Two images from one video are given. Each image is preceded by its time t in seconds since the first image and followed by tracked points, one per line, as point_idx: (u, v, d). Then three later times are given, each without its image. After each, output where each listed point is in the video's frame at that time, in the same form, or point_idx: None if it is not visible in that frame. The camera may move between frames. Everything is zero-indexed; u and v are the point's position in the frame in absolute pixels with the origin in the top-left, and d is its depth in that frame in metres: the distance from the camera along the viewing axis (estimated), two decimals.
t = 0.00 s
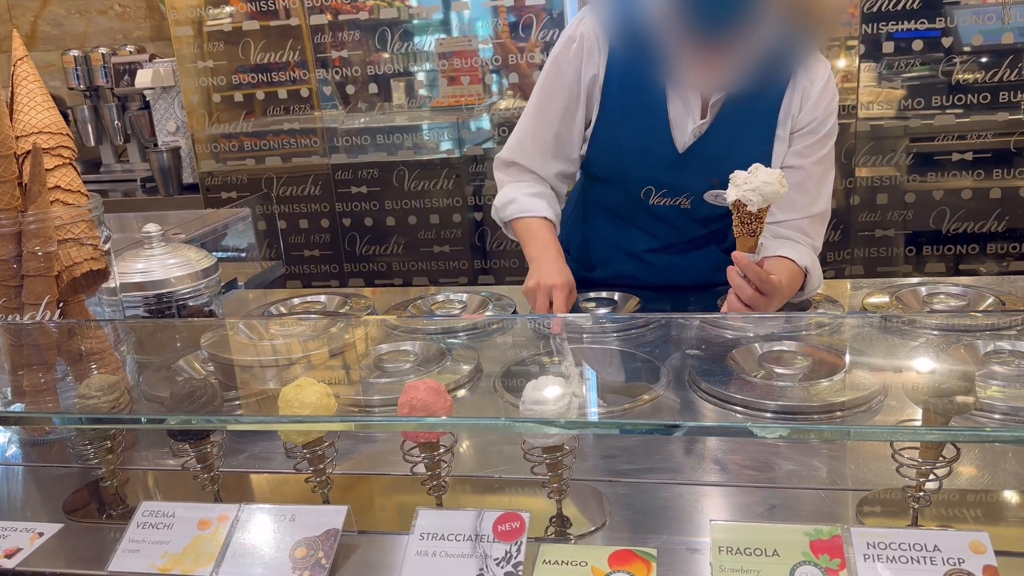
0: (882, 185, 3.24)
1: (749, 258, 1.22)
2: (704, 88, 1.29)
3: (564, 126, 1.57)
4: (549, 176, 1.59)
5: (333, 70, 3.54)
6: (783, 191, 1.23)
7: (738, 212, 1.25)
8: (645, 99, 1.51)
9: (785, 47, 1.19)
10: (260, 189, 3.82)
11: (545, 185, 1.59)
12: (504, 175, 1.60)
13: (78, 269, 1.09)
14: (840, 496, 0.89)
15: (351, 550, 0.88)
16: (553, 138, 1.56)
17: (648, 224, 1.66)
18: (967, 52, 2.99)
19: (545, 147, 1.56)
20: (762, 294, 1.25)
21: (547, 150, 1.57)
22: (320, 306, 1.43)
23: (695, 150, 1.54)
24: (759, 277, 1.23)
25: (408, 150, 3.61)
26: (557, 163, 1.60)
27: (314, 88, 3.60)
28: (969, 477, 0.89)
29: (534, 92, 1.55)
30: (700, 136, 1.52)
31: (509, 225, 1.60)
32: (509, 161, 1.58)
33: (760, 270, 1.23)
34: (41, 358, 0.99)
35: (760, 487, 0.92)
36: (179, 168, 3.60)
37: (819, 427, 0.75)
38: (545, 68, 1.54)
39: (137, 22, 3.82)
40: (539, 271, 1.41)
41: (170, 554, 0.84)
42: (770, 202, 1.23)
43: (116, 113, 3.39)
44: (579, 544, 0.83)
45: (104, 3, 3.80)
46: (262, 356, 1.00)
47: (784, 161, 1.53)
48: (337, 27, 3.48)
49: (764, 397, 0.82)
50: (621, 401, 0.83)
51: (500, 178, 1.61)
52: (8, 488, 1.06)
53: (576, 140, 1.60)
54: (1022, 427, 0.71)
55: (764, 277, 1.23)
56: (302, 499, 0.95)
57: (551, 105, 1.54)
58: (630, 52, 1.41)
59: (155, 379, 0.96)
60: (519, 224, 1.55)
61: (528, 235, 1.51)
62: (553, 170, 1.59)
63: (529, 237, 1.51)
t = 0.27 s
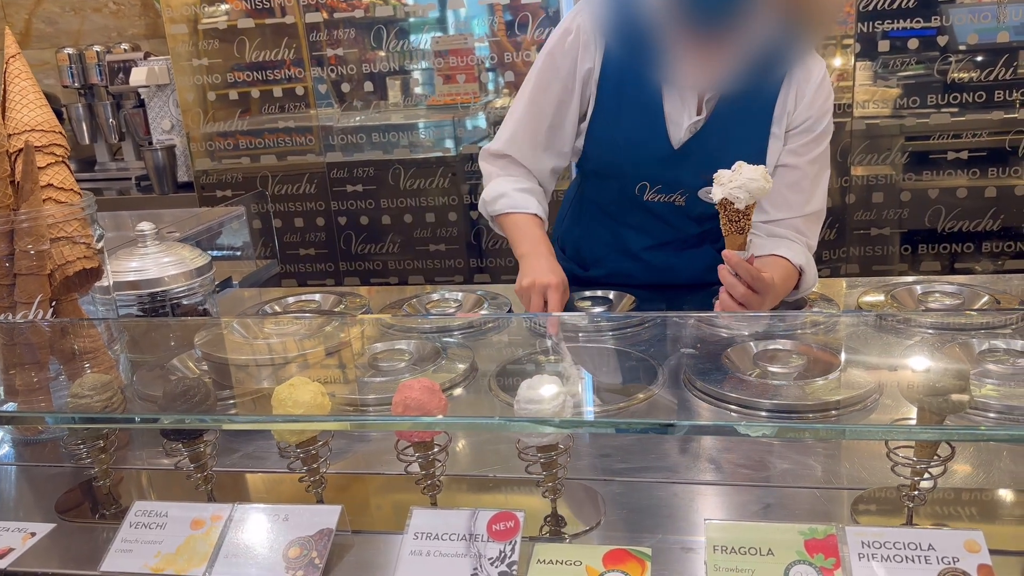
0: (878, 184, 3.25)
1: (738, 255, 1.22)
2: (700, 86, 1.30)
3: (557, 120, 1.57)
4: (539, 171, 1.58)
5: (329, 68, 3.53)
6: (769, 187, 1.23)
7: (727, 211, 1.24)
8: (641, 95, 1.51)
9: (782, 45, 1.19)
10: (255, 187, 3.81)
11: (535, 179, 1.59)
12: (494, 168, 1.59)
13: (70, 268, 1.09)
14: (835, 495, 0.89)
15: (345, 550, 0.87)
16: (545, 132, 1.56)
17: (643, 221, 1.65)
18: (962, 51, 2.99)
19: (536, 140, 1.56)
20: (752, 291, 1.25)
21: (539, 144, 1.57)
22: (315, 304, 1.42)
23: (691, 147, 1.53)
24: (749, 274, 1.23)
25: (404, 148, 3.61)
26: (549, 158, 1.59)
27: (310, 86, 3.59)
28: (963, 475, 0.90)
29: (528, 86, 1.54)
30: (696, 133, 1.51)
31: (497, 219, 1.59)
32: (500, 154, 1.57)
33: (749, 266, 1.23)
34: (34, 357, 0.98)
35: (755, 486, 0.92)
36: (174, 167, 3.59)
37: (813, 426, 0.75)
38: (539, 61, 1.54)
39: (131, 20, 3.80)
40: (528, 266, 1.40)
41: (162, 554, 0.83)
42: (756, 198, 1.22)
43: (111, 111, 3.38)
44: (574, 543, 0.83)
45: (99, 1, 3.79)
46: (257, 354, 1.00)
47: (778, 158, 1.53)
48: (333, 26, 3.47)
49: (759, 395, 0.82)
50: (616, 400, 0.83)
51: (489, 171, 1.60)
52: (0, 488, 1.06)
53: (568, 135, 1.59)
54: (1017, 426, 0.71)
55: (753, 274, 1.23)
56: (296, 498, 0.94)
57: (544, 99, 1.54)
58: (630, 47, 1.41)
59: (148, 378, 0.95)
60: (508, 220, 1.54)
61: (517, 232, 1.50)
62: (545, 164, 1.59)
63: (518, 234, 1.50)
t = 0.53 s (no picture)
0: (873, 183, 3.25)
1: (734, 262, 1.22)
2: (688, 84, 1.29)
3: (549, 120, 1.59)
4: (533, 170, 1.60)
5: (324, 67, 3.53)
6: (765, 194, 1.24)
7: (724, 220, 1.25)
8: (631, 92, 1.52)
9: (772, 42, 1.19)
10: (250, 186, 3.80)
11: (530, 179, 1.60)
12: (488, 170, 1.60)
13: (64, 267, 1.08)
14: (831, 494, 0.89)
15: (341, 550, 0.87)
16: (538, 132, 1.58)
17: (636, 219, 1.65)
18: (957, 50, 3.00)
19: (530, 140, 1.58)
20: (749, 297, 1.24)
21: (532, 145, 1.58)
22: (310, 304, 1.42)
23: (683, 143, 1.53)
24: (745, 280, 1.23)
25: (400, 147, 3.60)
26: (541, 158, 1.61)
27: (305, 85, 3.58)
28: (959, 474, 0.90)
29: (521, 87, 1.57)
30: (686, 128, 1.52)
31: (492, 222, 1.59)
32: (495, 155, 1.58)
33: (746, 273, 1.23)
34: (28, 357, 0.98)
35: (751, 485, 0.92)
36: (168, 166, 3.58)
37: (809, 425, 0.75)
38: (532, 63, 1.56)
39: (126, 19, 3.79)
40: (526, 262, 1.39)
41: (157, 554, 0.83)
42: (754, 204, 1.23)
43: (105, 110, 3.38)
44: (570, 543, 0.83)
45: None
46: (252, 354, 0.99)
47: (769, 153, 1.54)
48: (328, 24, 3.46)
49: (754, 395, 0.82)
50: (612, 399, 0.83)
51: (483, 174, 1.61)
52: None
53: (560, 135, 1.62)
54: (1013, 425, 0.71)
55: (749, 280, 1.23)
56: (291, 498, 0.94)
57: (538, 100, 1.56)
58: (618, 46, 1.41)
59: (143, 378, 0.95)
60: (505, 220, 1.53)
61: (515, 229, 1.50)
62: (538, 165, 1.61)
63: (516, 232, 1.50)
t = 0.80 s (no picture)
0: (868, 183, 3.26)
1: (725, 264, 1.24)
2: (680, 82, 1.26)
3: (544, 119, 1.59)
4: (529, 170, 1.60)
5: (320, 66, 3.52)
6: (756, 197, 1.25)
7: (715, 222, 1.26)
8: (621, 89, 1.51)
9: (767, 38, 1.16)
10: (245, 185, 3.80)
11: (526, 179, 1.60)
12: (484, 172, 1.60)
13: (59, 267, 1.08)
14: (827, 492, 0.89)
15: (337, 550, 0.87)
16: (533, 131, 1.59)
17: (631, 216, 1.65)
18: (952, 50, 3.00)
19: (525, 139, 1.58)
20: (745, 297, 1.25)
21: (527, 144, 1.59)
22: (306, 303, 1.42)
23: (674, 137, 1.52)
24: (739, 280, 1.25)
25: (396, 147, 3.59)
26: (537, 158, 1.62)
27: (301, 85, 3.58)
28: (954, 473, 0.90)
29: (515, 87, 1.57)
30: (677, 122, 1.50)
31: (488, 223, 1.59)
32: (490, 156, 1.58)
33: (739, 273, 1.25)
34: (23, 357, 0.98)
35: (748, 484, 0.93)
36: (163, 165, 3.57)
37: (806, 424, 0.75)
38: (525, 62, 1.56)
39: (121, 18, 3.78)
40: (520, 263, 1.40)
41: (153, 554, 0.83)
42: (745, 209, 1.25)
43: (100, 109, 3.38)
44: (567, 542, 0.83)
45: None
46: (248, 354, 0.99)
47: (760, 146, 1.53)
48: (324, 24, 3.46)
49: (751, 394, 0.82)
50: (609, 398, 0.83)
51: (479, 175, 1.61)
52: None
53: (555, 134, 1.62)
54: (1008, 423, 0.72)
55: (742, 279, 1.24)
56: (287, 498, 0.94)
57: (532, 98, 1.57)
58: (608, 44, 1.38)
59: (138, 377, 0.95)
60: (499, 221, 1.54)
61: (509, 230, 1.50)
62: (534, 164, 1.61)
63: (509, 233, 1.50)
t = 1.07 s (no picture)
0: (863, 184, 3.27)
1: (721, 246, 1.23)
2: (673, 80, 1.21)
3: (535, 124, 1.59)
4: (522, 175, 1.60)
5: (316, 66, 3.52)
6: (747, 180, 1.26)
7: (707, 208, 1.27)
8: (611, 89, 1.51)
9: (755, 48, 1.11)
10: (241, 186, 3.79)
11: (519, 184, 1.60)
12: (477, 179, 1.60)
13: (55, 267, 1.07)
14: (823, 492, 0.89)
15: (335, 550, 0.87)
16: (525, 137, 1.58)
17: (627, 215, 1.65)
18: (947, 52, 3.01)
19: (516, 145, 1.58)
20: (724, 289, 1.26)
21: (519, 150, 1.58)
22: (303, 304, 1.42)
23: (666, 133, 1.52)
24: (728, 269, 1.24)
25: (392, 147, 3.59)
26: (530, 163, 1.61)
27: (297, 85, 3.57)
28: (950, 472, 0.90)
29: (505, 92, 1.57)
30: (668, 118, 1.49)
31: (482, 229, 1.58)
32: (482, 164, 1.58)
33: (733, 257, 1.24)
34: (18, 357, 0.98)
35: (744, 484, 0.93)
36: (159, 165, 3.57)
37: (803, 423, 0.75)
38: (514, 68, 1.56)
39: (116, 18, 3.77)
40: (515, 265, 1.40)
41: (150, 555, 0.82)
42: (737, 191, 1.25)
43: (96, 110, 3.35)
44: (564, 542, 0.83)
45: None
46: (244, 354, 0.99)
47: (751, 133, 1.52)
48: (320, 24, 3.45)
49: (748, 393, 0.82)
50: (605, 398, 0.83)
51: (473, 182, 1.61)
52: None
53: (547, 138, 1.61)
54: (1002, 423, 0.72)
55: (731, 267, 1.24)
56: (284, 499, 0.94)
57: (522, 104, 1.56)
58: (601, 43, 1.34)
59: (135, 377, 0.94)
60: (495, 226, 1.53)
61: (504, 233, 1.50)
62: (527, 170, 1.60)
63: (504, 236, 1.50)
